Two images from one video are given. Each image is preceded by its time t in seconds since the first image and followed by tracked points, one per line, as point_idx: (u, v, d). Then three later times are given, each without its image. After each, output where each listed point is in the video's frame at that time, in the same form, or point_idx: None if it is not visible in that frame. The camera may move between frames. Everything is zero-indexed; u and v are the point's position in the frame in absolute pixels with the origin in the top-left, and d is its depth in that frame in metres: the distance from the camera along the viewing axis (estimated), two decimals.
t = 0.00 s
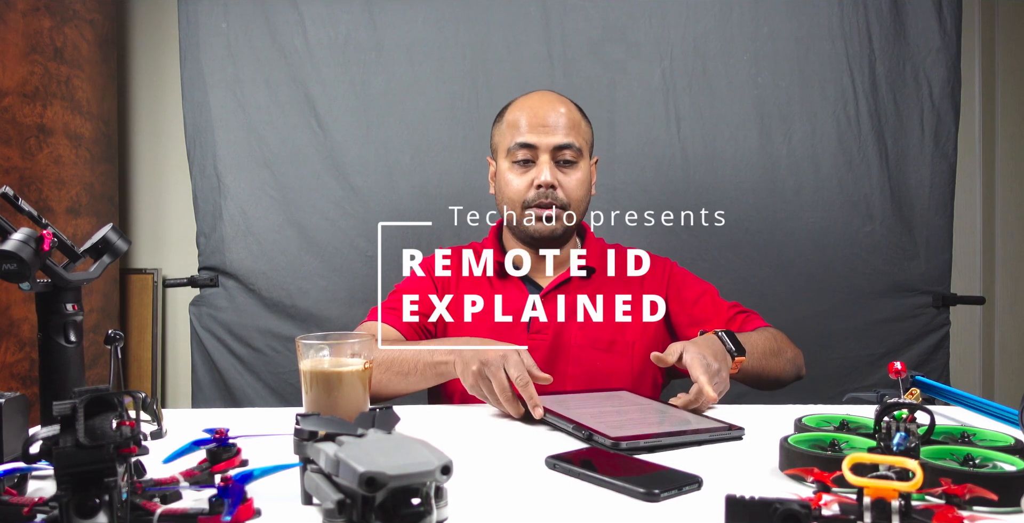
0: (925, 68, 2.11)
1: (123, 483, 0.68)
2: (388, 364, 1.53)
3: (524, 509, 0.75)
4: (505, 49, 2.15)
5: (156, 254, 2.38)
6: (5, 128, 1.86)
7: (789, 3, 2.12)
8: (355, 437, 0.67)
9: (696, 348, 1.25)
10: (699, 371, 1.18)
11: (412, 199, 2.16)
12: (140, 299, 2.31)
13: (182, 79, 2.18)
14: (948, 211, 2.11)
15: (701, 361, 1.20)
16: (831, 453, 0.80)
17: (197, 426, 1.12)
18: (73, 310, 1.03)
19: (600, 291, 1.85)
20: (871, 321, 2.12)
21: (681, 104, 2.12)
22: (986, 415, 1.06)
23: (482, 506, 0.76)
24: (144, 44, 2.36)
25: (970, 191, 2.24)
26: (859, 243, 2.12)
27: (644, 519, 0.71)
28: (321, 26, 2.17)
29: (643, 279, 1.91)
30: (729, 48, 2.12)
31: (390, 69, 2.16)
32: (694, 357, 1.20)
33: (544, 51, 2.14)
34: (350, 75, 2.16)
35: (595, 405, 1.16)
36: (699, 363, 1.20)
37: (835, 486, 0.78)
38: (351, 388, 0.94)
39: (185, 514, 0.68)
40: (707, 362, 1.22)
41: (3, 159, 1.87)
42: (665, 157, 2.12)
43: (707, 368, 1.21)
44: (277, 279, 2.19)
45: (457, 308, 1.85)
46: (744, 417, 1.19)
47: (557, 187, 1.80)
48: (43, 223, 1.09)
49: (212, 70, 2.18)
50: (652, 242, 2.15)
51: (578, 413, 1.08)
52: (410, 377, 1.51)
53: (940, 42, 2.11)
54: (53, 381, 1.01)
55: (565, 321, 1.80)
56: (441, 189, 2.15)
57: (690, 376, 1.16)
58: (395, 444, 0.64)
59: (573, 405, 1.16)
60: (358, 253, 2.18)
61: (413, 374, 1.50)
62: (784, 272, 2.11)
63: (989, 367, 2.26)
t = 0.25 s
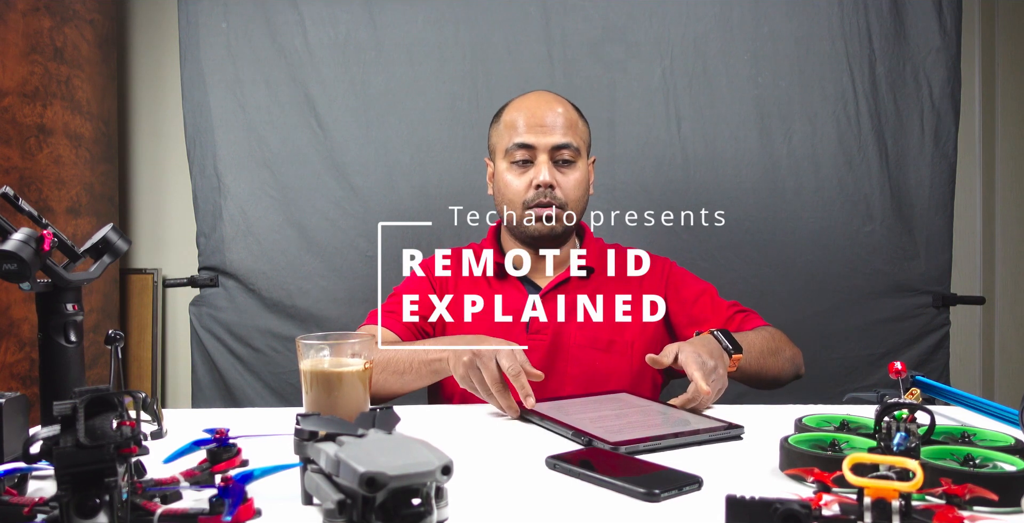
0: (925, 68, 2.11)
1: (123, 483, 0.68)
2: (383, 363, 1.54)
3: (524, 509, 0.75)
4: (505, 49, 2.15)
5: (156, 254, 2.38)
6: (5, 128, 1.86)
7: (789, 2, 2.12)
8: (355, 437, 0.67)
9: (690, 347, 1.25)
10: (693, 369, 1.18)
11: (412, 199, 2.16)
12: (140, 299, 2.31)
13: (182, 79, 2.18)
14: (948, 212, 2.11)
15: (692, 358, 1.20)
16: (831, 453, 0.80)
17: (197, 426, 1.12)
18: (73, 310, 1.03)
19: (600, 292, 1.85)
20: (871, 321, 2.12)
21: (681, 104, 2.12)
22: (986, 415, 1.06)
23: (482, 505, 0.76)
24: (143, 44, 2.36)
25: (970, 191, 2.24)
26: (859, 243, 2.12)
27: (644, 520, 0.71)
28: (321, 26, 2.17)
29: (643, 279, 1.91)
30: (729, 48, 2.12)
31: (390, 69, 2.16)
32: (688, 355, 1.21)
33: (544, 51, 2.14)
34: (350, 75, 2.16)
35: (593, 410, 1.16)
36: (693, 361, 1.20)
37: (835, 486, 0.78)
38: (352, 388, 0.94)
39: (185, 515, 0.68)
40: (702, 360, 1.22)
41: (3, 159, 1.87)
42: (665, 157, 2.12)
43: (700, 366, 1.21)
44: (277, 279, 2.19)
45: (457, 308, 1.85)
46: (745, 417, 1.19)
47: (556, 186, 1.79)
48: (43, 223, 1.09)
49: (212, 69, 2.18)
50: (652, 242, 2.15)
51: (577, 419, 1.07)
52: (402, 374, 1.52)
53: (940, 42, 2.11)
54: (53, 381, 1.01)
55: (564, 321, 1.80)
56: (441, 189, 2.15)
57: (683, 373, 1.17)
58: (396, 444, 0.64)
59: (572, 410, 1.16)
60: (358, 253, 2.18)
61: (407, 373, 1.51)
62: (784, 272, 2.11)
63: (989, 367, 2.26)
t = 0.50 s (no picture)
0: (925, 68, 2.11)
1: (123, 483, 0.68)
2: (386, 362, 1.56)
3: (524, 509, 0.75)
4: (505, 49, 2.15)
5: (156, 254, 2.38)
6: (5, 128, 1.86)
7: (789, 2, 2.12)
8: (355, 437, 0.67)
9: (685, 343, 1.27)
10: (685, 362, 1.20)
11: (412, 199, 2.16)
12: (140, 299, 2.31)
13: (182, 79, 2.18)
14: (948, 212, 2.11)
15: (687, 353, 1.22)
16: (831, 453, 0.80)
17: (197, 426, 1.12)
18: (73, 310, 1.03)
19: (600, 292, 1.86)
20: (871, 321, 2.12)
21: (682, 104, 2.12)
22: (986, 415, 1.06)
23: (482, 505, 0.76)
24: (143, 44, 2.36)
25: (970, 190, 2.24)
26: (859, 243, 2.12)
27: (644, 519, 0.71)
28: (321, 26, 2.17)
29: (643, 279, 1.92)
30: (729, 48, 2.12)
31: (390, 69, 2.16)
32: (680, 349, 1.23)
33: (544, 51, 2.14)
34: (350, 75, 2.16)
35: (592, 409, 1.16)
36: (684, 355, 1.22)
37: (835, 486, 0.78)
38: (352, 388, 0.95)
39: (185, 515, 0.68)
40: (697, 352, 1.23)
41: (3, 159, 1.87)
42: (665, 157, 2.12)
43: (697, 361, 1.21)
44: (277, 279, 2.19)
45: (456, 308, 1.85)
46: (744, 417, 1.19)
47: (553, 185, 1.81)
48: (43, 223, 1.09)
49: (212, 69, 2.18)
50: (652, 242, 2.15)
51: (577, 419, 1.07)
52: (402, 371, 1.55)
53: (940, 42, 2.11)
54: (52, 381, 1.01)
55: (565, 321, 1.81)
56: (441, 189, 2.15)
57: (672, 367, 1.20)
58: (396, 444, 0.64)
59: (572, 409, 1.16)
60: (358, 253, 2.18)
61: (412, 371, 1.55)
62: (784, 272, 2.11)
63: (989, 367, 2.26)
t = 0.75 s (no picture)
0: (925, 68, 2.11)
1: (123, 483, 0.68)
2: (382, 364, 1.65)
3: (524, 509, 0.75)
4: (505, 49, 2.15)
5: (156, 254, 2.38)
6: (5, 128, 1.86)
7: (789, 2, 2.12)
8: (355, 437, 0.67)
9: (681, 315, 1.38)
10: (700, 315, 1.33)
11: (412, 199, 2.16)
12: (140, 299, 2.31)
13: (182, 79, 2.18)
14: (948, 212, 2.11)
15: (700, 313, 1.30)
16: (831, 453, 0.80)
17: (197, 426, 1.12)
18: (73, 310, 1.03)
19: (599, 292, 1.87)
20: (871, 321, 2.12)
21: (682, 104, 2.12)
22: (986, 415, 1.06)
23: (482, 505, 0.76)
24: (143, 44, 2.36)
25: (970, 190, 2.24)
26: (859, 243, 2.12)
27: (644, 519, 0.71)
28: (321, 26, 2.17)
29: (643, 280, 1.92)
30: (729, 48, 2.12)
31: (390, 69, 2.16)
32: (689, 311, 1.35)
33: (544, 51, 2.14)
34: (350, 74, 2.16)
35: (592, 409, 1.16)
36: (693, 315, 1.30)
37: (835, 486, 0.78)
38: (352, 388, 0.95)
39: (185, 515, 0.68)
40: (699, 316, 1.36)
41: (3, 159, 1.87)
42: (665, 157, 2.12)
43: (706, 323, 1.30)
44: (277, 280, 2.19)
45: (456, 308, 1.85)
46: (745, 417, 1.19)
47: (544, 185, 1.81)
48: (43, 223, 1.09)
49: (212, 69, 2.18)
50: (652, 242, 2.15)
51: (576, 419, 1.07)
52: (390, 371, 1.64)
53: (940, 42, 2.11)
54: (52, 381, 1.01)
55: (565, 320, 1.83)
56: (441, 189, 2.15)
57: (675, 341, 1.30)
58: (396, 444, 0.64)
59: (572, 409, 1.16)
60: (358, 253, 2.18)
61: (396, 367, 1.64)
62: (784, 272, 2.11)
63: (989, 367, 2.26)
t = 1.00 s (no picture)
0: (925, 68, 2.11)
1: (123, 483, 0.68)
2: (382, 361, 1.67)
3: (525, 509, 0.75)
4: (505, 49, 2.15)
5: (156, 254, 2.38)
6: (4, 128, 1.86)
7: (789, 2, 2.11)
8: (355, 437, 0.67)
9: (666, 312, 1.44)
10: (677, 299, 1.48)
11: (412, 199, 2.16)
12: (140, 299, 2.31)
13: (182, 79, 2.18)
14: (948, 212, 2.11)
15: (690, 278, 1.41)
16: (831, 453, 0.80)
17: (197, 426, 1.12)
18: (73, 310, 1.03)
19: (599, 292, 1.87)
20: (871, 321, 2.12)
21: (682, 104, 2.12)
22: (986, 415, 1.06)
23: (482, 505, 0.76)
24: (143, 44, 2.36)
25: (970, 191, 2.24)
26: (859, 243, 2.12)
27: (644, 519, 0.71)
28: (321, 26, 2.17)
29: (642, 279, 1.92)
30: (729, 48, 2.12)
31: (390, 69, 2.16)
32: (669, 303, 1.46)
33: (544, 51, 2.14)
34: (350, 75, 2.16)
35: (591, 409, 1.16)
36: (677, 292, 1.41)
37: (835, 486, 0.78)
38: (352, 388, 0.95)
39: (185, 515, 0.68)
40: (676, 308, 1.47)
41: (3, 159, 1.87)
42: (665, 157, 2.12)
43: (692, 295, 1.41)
44: (277, 280, 2.18)
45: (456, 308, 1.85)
46: (744, 417, 1.19)
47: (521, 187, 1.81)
48: (43, 223, 1.08)
49: (212, 69, 2.18)
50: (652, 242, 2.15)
51: (576, 419, 1.07)
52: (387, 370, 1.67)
53: (940, 42, 2.11)
54: (53, 382, 1.01)
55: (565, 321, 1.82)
56: (441, 189, 2.15)
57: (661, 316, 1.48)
58: (396, 444, 0.64)
59: (572, 409, 1.16)
60: (358, 253, 2.18)
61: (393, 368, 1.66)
62: (784, 272, 2.11)
63: (989, 367, 2.26)
